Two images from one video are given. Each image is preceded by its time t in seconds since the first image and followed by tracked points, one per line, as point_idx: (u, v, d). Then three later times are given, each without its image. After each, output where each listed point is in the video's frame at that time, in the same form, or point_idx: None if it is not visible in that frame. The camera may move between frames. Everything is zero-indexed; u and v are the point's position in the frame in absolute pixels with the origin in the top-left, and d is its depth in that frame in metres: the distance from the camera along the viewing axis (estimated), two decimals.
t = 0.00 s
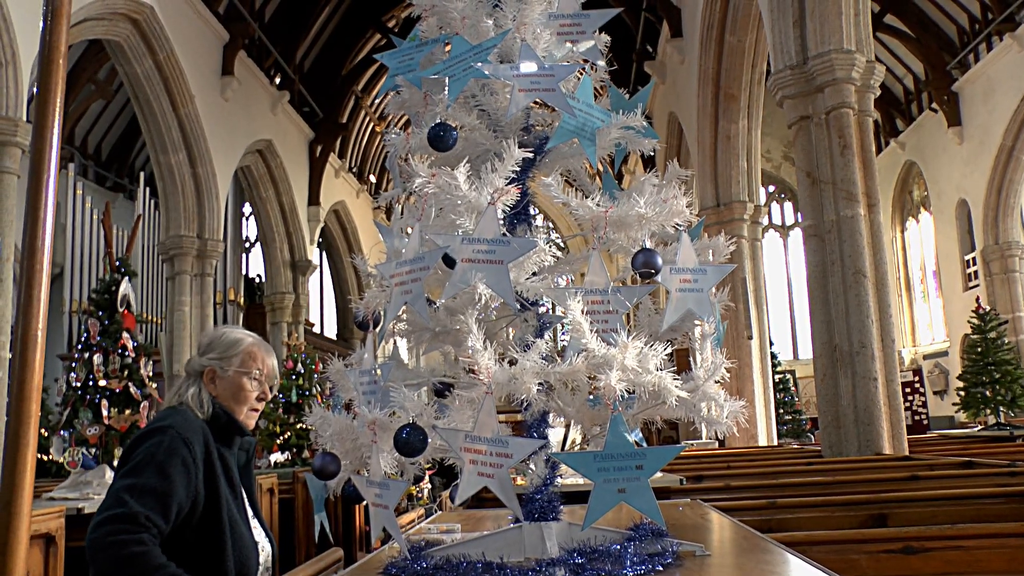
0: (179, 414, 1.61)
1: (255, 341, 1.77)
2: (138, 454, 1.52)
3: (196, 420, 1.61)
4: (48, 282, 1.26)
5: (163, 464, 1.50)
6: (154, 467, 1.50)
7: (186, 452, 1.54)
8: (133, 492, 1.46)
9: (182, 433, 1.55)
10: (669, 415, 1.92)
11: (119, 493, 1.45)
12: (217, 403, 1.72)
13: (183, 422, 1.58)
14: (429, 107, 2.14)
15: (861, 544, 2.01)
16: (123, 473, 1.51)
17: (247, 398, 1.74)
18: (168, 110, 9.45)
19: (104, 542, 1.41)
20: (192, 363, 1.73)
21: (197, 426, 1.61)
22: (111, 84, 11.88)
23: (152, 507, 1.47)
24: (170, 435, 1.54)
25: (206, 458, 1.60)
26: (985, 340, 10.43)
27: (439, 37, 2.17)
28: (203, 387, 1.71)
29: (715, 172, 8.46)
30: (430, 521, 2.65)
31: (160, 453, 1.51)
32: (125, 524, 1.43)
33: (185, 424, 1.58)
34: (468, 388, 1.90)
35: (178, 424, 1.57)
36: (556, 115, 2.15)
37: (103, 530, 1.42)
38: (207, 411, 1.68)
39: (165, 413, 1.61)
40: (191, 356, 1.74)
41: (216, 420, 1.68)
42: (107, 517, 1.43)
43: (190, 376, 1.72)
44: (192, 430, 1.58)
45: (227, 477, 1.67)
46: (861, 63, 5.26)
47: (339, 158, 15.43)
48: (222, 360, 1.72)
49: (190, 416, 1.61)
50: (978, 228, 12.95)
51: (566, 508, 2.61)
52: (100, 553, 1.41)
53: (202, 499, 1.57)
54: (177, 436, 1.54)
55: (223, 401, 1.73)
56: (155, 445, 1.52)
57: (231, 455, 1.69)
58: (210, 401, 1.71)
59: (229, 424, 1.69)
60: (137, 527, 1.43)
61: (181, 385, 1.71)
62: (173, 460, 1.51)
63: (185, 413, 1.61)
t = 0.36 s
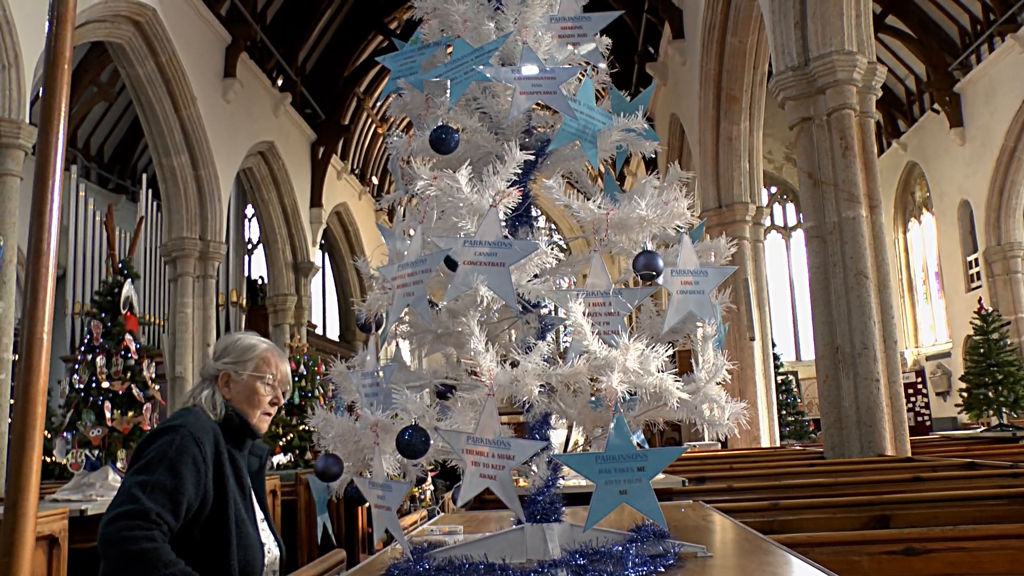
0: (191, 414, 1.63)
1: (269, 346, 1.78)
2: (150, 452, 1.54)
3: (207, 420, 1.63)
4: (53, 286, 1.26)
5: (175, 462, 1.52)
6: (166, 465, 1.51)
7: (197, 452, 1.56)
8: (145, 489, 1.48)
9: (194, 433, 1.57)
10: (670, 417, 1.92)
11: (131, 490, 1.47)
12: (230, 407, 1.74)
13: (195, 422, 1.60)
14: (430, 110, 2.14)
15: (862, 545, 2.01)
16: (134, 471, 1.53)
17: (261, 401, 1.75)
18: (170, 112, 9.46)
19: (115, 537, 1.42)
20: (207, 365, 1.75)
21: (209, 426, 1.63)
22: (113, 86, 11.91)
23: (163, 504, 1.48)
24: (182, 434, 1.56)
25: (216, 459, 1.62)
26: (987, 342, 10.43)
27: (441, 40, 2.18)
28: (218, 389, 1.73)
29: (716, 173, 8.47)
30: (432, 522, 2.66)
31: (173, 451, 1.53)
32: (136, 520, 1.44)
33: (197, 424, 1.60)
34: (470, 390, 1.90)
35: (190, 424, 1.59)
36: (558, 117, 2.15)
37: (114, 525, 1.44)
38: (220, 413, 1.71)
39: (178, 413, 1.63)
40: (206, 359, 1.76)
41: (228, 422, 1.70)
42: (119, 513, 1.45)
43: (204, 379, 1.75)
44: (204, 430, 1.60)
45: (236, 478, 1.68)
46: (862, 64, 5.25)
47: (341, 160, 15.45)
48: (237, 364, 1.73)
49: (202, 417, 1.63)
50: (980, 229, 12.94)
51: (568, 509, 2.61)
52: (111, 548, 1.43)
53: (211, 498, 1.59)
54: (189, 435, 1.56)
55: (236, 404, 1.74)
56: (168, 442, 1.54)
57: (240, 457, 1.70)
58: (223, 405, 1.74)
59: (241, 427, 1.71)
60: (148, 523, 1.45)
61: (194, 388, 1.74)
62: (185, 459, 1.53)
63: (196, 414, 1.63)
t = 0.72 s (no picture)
0: (205, 430, 1.64)
1: (290, 354, 1.80)
2: (162, 473, 1.55)
3: (220, 436, 1.64)
4: (57, 288, 1.20)
5: (186, 485, 1.53)
6: (177, 489, 1.53)
7: (209, 472, 1.57)
8: (156, 514, 1.50)
9: (206, 452, 1.58)
10: (670, 420, 1.93)
11: (142, 516, 1.49)
12: (249, 418, 1.75)
13: (208, 440, 1.61)
14: (430, 115, 2.16)
15: (863, 547, 2.01)
16: (148, 491, 1.55)
17: (281, 409, 1.77)
18: (171, 116, 9.48)
19: (126, 565, 1.46)
20: (226, 373, 1.75)
21: (222, 442, 1.64)
22: (115, 91, 11.96)
23: (174, 529, 1.51)
24: (194, 454, 1.57)
25: (231, 475, 1.63)
26: (989, 343, 10.43)
27: (441, 45, 2.19)
28: (238, 399, 1.73)
29: (718, 175, 8.49)
30: (434, 524, 2.67)
31: (184, 474, 1.54)
32: (147, 549, 1.47)
33: (211, 442, 1.61)
34: (470, 393, 1.91)
35: (203, 443, 1.60)
36: (557, 123, 2.17)
37: (127, 552, 1.47)
38: (239, 426, 1.70)
39: (194, 429, 1.64)
40: (225, 367, 1.76)
41: (245, 436, 1.71)
42: (131, 541, 1.48)
43: (224, 387, 1.75)
44: (217, 447, 1.61)
45: (251, 491, 1.70)
46: (863, 66, 5.26)
47: (343, 164, 15.48)
48: (256, 373, 1.75)
49: (216, 434, 1.64)
50: (981, 231, 12.96)
51: (569, 511, 2.62)
52: None
53: (225, 517, 1.60)
54: (201, 456, 1.57)
55: (256, 415, 1.76)
56: (180, 463, 1.55)
57: (256, 470, 1.71)
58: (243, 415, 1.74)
59: (257, 440, 1.72)
60: (159, 550, 1.47)
61: (214, 399, 1.73)
62: (196, 481, 1.54)
63: (210, 430, 1.64)
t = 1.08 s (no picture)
0: (224, 442, 1.60)
1: (312, 358, 1.80)
2: (181, 491, 1.51)
3: (240, 447, 1.61)
4: (64, 298, 1.23)
5: (206, 504, 1.50)
6: (197, 509, 1.50)
7: (230, 487, 1.54)
8: (177, 537, 1.47)
9: (226, 466, 1.54)
10: (671, 425, 1.93)
11: (163, 539, 1.46)
12: (271, 424, 1.73)
13: (228, 452, 1.57)
14: (432, 121, 2.18)
15: (866, 550, 2.01)
16: (167, 512, 1.51)
17: (304, 414, 1.76)
18: (175, 121, 9.51)
19: None
20: (246, 378, 1.72)
21: (242, 454, 1.60)
22: (118, 96, 12.00)
23: (196, 551, 1.48)
24: (215, 470, 1.53)
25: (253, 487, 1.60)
26: (992, 346, 10.43)
27: (442, 52, 2.21)
28: (259, 406, 1.70)
29: (720, 179, 8.49)
30: (437, 529, 2.67)
31: (205, 492, 1.51)
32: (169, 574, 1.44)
33: (230, 456, 1.57)
34: (472, 398, 1.92)
35: (222, 457, 1.56)
36: (558, 128, 2.18)
37: None
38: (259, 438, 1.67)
39: (213, 442, 1.60)
40: (245, 371, 1.73)
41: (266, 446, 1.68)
42: (152, 566, 1.44)
43: (245, 392, 1.71)
44: (237, 460, 1.58)
45: (275, 502, 1.67)
46: (864, 70, 5.27)
47: (345, 168, 15.51)
48: (277, 378, 1.73)
49: (236, 446, 1.60)
50: (984, 234, 12.96)
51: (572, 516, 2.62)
52: None
53: (250, 531, 1.57)
54: (220, 472, 1.53)
55: (277, 421, 1.74)
56: (200, 482, 1.52)
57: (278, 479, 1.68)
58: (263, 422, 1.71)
59: (277, 447, 1.69)
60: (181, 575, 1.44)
61: (234, 405, 1.69)
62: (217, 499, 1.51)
63: (229, 442, 1.60)
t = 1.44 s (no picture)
0: (253, 433, 1.75)
1: (336, 365, 2.00)
2: (214, 474, 1.65)
3: (268, 438, 1.76)
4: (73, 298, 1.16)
5: (238, 486, 1.64)
6: (229, 490, 1.64)
7: (260, 472, 1.68)
8: (211, 514, 1.61)
9: (256, 453, 1.69)
10: (674, 429, 1.93)
11: (197, 516, 1.60)
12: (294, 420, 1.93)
13: (257, 441, 1.72)
14: (435, 126, 2.18)
15: (867, 556, 2.01)
16: (198, 492, 1.64)
17: (323, 414, 1.98)
18: (177, 125, 9.54)
19: (185, 564, 1.56)
20: (274, 376, 1.93)
21: (269, 444, 1.75)
22: (121, 101, 12.05)
23: (228, 529, 1.61)
24: (245, 455, 1.68)
25: (278, 477, 1.75)
26: (994, 351, 10.42)
27: (445, 58, 2.22)
28: (284, 402, 1.90)
29: (721, 184, 8.50)
30: (439, 533, 2.68)
31: (237, 475, 1.65)
32: (204, 548, 1.57)
33: (259, 444, 1.72)
34: (475, 402, 1.93)
35: (252, 444, 1.71)
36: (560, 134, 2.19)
37: (184, 552, 1.57)
38: (284, 430, 1.86)
39: (242, 431, 1.75)
40: (273, 370, 1.94)
41: (290, 439, 1.87)
42: (186, 540, 1.58)
43: (271, 390, 1.91)
44: (265, 449, 1.73)
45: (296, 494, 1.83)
46: (866, 75, 5.28)
47: (347, 173, 15.55)
48: (303, 378, 1.93)
49: (264, 435, 1.75)
50: (986, 238, 12.96)
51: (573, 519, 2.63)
52: (183, 574, 1.56)
53: (275, 517, 1.72)
54: (251, 457, 1.68)
55: (299, 418, 1.95)
56: (231, 465, 1.66)
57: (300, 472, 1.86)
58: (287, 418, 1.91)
59: (301, 442, 1.88)
60: (215, 549, 1.58)
61: (261, 401, 1.89)
62: (247, 482, 1.65)
63: (258, 432, 1.75)
